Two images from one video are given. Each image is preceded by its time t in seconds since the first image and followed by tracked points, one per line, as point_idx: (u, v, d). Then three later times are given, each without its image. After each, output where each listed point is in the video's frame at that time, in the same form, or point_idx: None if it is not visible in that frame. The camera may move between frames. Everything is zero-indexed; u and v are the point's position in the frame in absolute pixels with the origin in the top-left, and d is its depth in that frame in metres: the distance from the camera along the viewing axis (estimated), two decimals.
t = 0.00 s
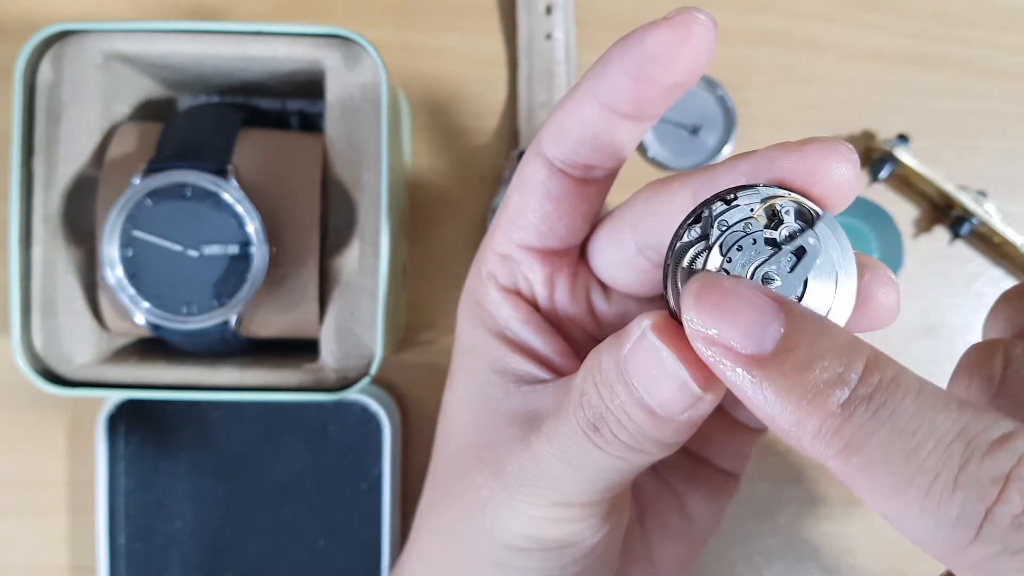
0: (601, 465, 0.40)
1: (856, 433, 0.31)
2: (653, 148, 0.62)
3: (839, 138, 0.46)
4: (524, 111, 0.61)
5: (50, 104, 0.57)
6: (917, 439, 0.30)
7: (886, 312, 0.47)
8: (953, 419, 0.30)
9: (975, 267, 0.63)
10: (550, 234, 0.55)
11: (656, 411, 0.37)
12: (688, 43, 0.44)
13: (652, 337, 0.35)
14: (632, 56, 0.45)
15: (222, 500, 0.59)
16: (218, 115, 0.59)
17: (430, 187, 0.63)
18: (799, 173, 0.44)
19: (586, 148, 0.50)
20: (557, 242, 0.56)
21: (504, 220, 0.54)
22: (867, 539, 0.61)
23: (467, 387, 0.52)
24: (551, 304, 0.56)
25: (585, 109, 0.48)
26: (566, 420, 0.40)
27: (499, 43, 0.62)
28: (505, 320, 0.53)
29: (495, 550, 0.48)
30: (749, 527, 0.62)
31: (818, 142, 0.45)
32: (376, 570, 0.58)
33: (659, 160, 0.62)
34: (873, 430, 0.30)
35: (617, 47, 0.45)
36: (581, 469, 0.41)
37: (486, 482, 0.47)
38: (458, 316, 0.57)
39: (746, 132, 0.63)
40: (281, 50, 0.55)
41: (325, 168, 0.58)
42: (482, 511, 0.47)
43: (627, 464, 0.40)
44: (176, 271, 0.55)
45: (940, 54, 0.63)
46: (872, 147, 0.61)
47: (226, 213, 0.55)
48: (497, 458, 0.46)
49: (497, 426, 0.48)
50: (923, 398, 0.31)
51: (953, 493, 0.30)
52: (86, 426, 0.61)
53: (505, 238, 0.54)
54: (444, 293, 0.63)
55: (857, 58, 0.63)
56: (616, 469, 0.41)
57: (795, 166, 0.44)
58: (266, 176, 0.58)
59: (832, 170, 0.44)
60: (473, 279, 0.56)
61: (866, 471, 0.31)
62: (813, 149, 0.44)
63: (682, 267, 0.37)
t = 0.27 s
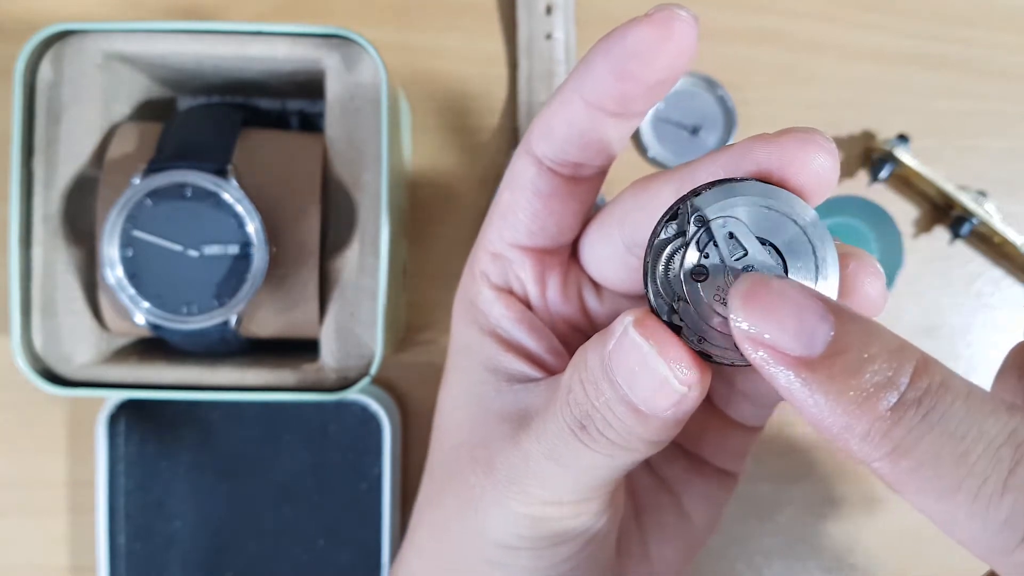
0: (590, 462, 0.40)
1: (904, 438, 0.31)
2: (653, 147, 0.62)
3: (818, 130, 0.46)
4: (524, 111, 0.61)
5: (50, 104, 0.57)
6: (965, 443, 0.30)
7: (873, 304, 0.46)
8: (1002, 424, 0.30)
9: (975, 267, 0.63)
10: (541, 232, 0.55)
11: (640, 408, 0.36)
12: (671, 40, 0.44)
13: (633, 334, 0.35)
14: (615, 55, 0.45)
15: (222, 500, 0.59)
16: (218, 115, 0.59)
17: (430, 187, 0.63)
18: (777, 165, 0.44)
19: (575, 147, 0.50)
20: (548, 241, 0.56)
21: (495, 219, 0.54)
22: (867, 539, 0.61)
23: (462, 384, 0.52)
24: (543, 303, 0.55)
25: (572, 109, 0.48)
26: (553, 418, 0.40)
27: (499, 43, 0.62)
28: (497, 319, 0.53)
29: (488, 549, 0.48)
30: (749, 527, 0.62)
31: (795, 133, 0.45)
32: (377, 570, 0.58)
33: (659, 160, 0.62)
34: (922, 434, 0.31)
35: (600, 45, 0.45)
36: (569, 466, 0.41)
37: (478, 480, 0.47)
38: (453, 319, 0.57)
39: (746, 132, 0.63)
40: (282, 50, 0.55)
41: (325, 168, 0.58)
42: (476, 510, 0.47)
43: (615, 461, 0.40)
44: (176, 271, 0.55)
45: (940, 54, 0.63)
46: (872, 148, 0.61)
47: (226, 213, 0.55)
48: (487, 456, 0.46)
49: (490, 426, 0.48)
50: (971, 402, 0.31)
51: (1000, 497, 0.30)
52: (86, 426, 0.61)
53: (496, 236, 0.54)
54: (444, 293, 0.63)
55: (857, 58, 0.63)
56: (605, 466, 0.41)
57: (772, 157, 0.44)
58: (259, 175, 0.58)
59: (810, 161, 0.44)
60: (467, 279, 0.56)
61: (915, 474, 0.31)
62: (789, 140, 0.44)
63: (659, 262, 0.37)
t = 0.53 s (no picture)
0: (591, 467, 0.40)
1: (962, 362, 0.33)
2: (653, 147, 0.62)
3: (819, 136, 0.46)
4: (524, 111, 0.61)
5: (49, 104, 0.57)
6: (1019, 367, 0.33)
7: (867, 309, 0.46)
8: None
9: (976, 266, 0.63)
10: (541, 234, 0.55)
11: (641, 415, 0.36)
12: (672, 42, 0.44)
13: (632, 340, 0.34)
14: (615, 56, 0.45)
15: (222, 501, 0.59)
16: (218, 116, 0.59)
17: (430, 187, 0.63)
18: (778, 171, 0.44)
19: (576, 148, 0.51)
20: (548, 242, 0.55)
21: (496, 220, 0.54)
22: (867, 540, 0.61)
23: (464, 387, 0.52)
24: (544, 304, 0.55)
25: (573, 110, 0.48)
26: (553, 424, 0.40)
27: (499, 44, 0.62)
28: (498, 321, 0.53)
29: (488, 550, 0.48)
30: (749, 527, 0.62)
31: (796, 140, 0.45)
32: (377, 570, 0.59)
33: (659, 160, 0.62)
34: (983, 359, 0.33)
35: (600, 47, 0.45)
36: (570, 472, 0.41)
37: (477, 483, 0.47)
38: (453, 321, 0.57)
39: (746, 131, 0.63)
40: (282, 50, 0.55)
41: (325, 168, 0.58)
42: (477, 512, 0.47)
43: (617, 467, 0.40)
44: (176, 271, 0.55)
45: (940, 54, 0.63)
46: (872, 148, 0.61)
47: (226, 213, 0.55)
48: (487, 458, 0.47)
49: (487, 426, 0.48)
50: None
51: None
52: (86, 426, 0.61)
53: (496, 238, 0.54)
54: (444, 293, 0.63)
55: (857, 58, 0.63)
56: (606, 470, 0.40)
57: (773, 164, 0.44)
58: (261, 177, 0.58)
59: (812, 169, 0.44)
60: (468, 280, 0.56)
61: (970, 398, 0.34)
62: (790, 147, 0.44)
63: (656, 267, 0.36)
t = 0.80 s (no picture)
0: (601, 468, 0.41)
1: (910, 311, 0.32)
2: (653, 147, 0.62)
3: (836, 136, 0.46)
4: (524, 111, 0.61)
5: (49, 104, 0.57)
6: (977, 319, 0.30)
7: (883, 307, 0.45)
8: (1015, 304, 0.30)
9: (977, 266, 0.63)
10: (543, 231, 0.55)
11: (660, 415, 0.36)
12: (683, 38, 0.44)
13: (657, 341, 0.35)
14: (623, 53, 0.45)
15: (224, 501, 0.59)
16: (218, 116, 0.59)
17: (431, 187, 0.63)
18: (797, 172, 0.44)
19: (579, 145, 0.50)
20: (549, 240, 0.56)
21: (496, 218, 0.54)
22: (867, 539, 0.61)
23: (463, 386, 0.52)
24: (546, 302, 0.55)
25: (577, 107, 0.48)
26: (565, 424, 0.40)
27: (499, 44, 0.62)
28: (499, 319, 0.53)
29: (491, 551, 0.48)
30: (750, 527, 0.62)
31: (814, 140, 0.45)
32: (377, 570, 0.58)
33: (659, 160, 0.62)
34: (929, 309, 0.31)
35: (607, 43, 0.45)
36: (580, 472, 0.41)
37: (482, 484, 0.47)
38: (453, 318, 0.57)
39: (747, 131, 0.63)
40: (283, 51, 0.55)
41: (325, 168, 0.58)
42: (478, 513, 0.47)
43: (627, 468, 0.40)
44: (176, 271, 0.55)
45: (940, 54, 0.63)
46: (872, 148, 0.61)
47: (225, 213, 0.55)
48: (491, 459, 0.46)
49: (489, 426, 0.48)
50: (987, 281, 0.31)
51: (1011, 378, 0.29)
52: (86, 426, 0.61)
53: (498, 236, 0.54)
54: (444, 293, 0.63)
55: (857, 58, 0.63)
56: (617, 471, 0.41)
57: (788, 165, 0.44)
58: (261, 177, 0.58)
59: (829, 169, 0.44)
60: (467, 279, 0.56)
61: (918, 350, 0.31)
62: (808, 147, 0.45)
63: (680, 267, 0.37)
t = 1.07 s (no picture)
0: (593, 467, 0.41)
1: (836, 438, 0.29)
2: (653, 147, 0.62)
3: (831, 135, 0.46)
4: (524, 111, 0.61)
5: (49, 104, 0.57)
6: (890, 431, 0.28)
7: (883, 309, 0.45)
8: (932, 425, 0.28)
9: (976, 266, 0.63)
10: (541, 231, 0.55)
11: (648, 412, 0.36)
12: (681, 36, 0.44)
13: (645, 339, 0.34)
14: (622, 52, 0.45)
15: (222, 501, 0.59)
16: (219, 115, 0.59)
17: (430, 187, 0.63)
18: (790, 172, 0.44)
19: (577, 144, 0.50)
20: (548, 239, 0.56)
21: (495, 218, 0.54)
22: (864, 540, 0.61)
23: (462, 387, 0.52)
24: (544, 301, 0.55)
25: (576, 107, 0.48)
26: (560, 422, 0.40)
27: (499, 44, 0.62)
28: (498, 319, 0.53)
29: (488, 549, 0.47)
30: (749, 527, 0.62)
31: (808, 139, 0.45)
32: (377, 570, 0.58)
33: (659, 160, 0.62)
34: (854, 432, 0.29)
35: (606, 43, 0.45)
36: (573, 471, 0.41)
37: (480, 482, 0.47)
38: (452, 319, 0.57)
39: (747, 131, 0.63)
40: (282, 50, 0.55)
41: (325, 168, 0.58)
42: (476, 512, 0.47)
43: (619, 467, 0.40)
44: (177, 271, 0.55)
45: (940, 54, 0.63)
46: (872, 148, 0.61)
47: (225, 213, 0.55)
48: (490, 459, 0.46)
49: (490, 429, 0.48)
50: (908, 401, 0.29)
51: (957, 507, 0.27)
52: (86, 426, 0.61)
53: (497, 235, 0.54)
54: (444, 293, 0.63)
55: (857, 58, 0.63)
56: (610, 469, 0.41)
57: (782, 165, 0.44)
58: (262, 177, 0.58)
59: (822, 168, 0.44)
60: (467, 278, 0.56)
61: (845, 474, 0.29)
62: (802, 146, 0.45)
63: (672, 265, 0.37)
